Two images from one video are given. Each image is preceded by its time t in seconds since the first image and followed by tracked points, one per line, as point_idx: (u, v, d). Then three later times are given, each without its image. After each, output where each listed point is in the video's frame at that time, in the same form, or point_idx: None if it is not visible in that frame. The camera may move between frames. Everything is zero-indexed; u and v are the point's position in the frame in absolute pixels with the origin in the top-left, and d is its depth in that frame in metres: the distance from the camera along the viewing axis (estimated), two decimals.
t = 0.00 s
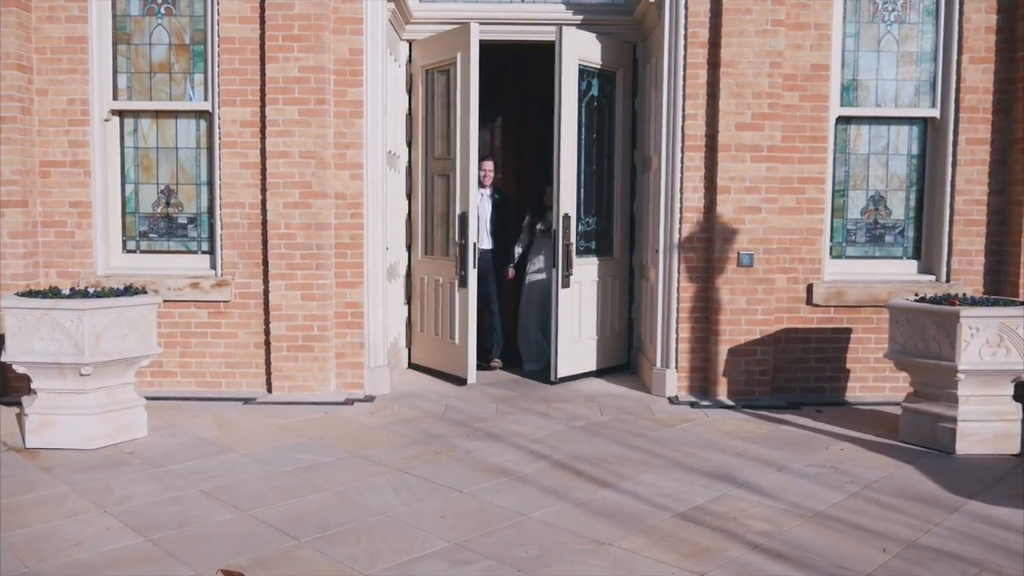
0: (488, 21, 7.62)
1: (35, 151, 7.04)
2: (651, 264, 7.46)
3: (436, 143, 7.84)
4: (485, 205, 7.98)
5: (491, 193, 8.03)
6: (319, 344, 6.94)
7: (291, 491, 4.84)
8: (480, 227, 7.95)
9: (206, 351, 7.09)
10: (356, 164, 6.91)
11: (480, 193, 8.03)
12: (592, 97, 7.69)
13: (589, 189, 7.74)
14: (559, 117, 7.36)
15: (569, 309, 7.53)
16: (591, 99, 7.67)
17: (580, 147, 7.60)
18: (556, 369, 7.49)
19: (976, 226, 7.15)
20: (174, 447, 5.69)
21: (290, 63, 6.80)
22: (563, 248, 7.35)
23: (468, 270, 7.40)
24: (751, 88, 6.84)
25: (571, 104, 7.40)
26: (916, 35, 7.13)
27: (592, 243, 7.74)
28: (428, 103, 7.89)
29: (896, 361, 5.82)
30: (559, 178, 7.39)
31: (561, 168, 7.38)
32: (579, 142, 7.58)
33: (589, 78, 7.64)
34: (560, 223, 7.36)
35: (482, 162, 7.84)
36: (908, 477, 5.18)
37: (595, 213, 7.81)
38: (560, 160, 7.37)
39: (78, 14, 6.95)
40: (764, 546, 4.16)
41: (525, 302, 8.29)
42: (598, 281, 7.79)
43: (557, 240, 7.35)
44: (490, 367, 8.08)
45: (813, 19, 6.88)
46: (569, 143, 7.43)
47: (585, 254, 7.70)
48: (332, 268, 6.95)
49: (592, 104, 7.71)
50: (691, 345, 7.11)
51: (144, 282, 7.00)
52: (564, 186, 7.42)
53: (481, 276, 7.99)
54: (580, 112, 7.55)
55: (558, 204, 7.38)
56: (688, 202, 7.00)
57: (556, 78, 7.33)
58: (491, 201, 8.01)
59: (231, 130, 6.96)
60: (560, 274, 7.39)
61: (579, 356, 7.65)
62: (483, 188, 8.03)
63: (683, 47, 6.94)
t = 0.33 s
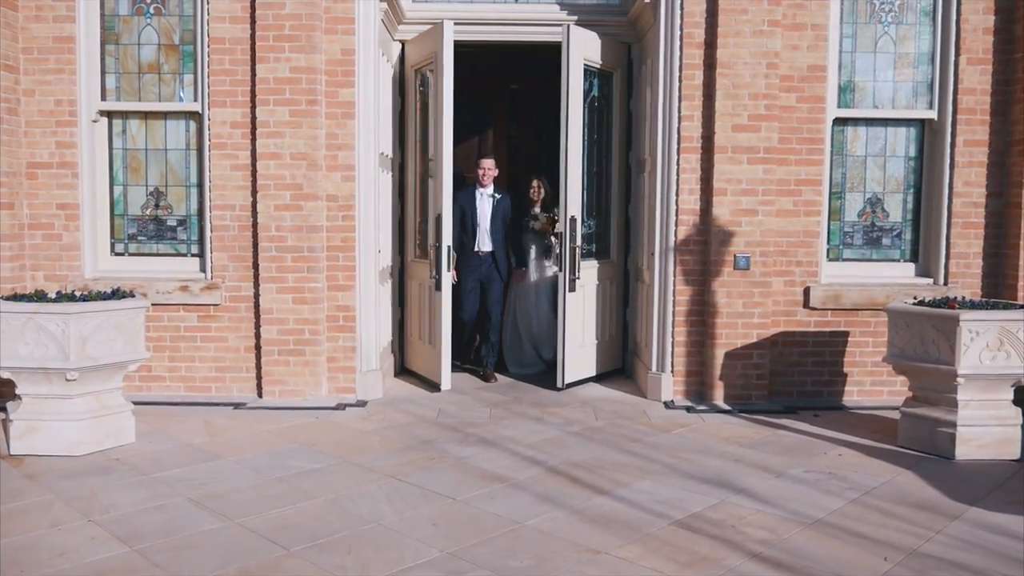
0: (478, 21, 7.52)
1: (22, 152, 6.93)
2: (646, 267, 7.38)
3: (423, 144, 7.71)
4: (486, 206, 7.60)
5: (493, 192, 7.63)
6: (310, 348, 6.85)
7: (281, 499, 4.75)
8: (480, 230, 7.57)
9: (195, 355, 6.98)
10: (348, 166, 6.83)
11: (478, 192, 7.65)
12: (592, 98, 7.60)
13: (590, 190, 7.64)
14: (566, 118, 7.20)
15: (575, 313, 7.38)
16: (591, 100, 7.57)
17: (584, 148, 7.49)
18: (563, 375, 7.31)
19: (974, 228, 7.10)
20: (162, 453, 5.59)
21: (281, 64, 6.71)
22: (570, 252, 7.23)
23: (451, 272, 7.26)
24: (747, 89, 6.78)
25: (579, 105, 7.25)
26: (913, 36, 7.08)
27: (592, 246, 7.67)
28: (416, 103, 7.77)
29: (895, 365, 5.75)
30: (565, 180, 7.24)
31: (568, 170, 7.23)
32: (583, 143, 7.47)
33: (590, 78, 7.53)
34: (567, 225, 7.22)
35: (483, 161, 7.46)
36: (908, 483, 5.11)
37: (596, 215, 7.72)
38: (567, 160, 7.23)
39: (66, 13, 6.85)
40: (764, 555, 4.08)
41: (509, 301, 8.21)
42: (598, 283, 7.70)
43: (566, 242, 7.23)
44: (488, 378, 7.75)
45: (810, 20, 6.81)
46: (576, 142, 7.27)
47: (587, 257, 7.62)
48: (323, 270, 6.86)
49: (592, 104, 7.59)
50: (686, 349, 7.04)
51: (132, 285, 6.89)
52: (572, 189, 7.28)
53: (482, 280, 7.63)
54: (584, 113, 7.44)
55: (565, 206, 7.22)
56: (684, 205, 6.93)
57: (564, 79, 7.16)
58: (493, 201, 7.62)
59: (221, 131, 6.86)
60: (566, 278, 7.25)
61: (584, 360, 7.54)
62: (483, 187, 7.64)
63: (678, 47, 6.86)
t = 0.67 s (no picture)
0: (470, 19, 7.41)
1: (9, 151, 6.82)
2: (642, 267, 7.28)
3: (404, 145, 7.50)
4: (480, 207, 7.36)
5: (488, 193, 7.38)
6: (302, 349, 6.74)
7: (271, 504, 4.65)
8: (475, 233, 7.33)
9: (185, 357, 6.88)
10: (340, 165, 6.74)
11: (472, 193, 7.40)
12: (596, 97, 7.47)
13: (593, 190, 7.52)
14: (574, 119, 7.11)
15: (583, 314, 7.26)
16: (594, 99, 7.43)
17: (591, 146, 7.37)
18: (572, 378, 7.20)
19: (974, 229, 7.02)
20: (150, 457, 5.48)
21: (273, 61, 6.61)
22: (578, 253, 7.11)
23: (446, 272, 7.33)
24: (746, 87, 6.70)
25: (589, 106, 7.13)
26: (913, 35, 7.00)
27: (594, 247, 7.57)
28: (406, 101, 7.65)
29: (895, 367, 5.67)
30: (574, 181, 7.13)
31: (579, 171, 7.12)
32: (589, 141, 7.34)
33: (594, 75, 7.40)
34: (576, 225, 7.10)
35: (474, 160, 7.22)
36: (908, 487, 5.03)
37: (597, 215, 7.62)
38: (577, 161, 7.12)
39: (53, 9, 6.73)
40: (763, 562, 3.99)
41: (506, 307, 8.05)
42: (600, 283, 7.58)
43: (577, 243, 7.10)
44: (453, 392, 7.26)
45: (809, 18, 6.73)
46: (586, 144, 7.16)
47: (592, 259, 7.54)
48: (316, 270, 6.77)
49: (596, 103, 7.47)
50: (683, 350, 6.95)
51: (121, 285, 6.78)
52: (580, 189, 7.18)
53: (478, 284, 7.35)
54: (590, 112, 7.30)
55: (575, 206, 7.10)
56: (681, 205, 6.84)
57: (574, 79, 7.03)
58: (487, 202, 7.38)
59: (211, 130, 6.76)
60: (575, 278, 7.12)
61: (590, 361, 7.43)
62: (476, 189, 7.38)
63: (675, 45, 6.78)
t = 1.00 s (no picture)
0: (463, 13, 7.31)
1: None
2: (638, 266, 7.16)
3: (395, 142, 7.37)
4: (469, 202, 7.06)
5: (478, 187, 7.09)
6: (292, 347, 6.62)
7: (258, 507, 4.53)
8: (463, 228, 7.03)
9: (173, 355, 6.75)
10: (332, 160, 6.62)
11: (461, 187, 7.11)
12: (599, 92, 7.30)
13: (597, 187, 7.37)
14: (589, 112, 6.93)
15: (595, 313, 7.12)
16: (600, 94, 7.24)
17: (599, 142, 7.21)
18: (584, 379, 7.01)
19: (973, 230, 6.95)
20: (136, 457, 5.36)
21: (264, 53, 6.48)
22: (588, 251, 6.96)
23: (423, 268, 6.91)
24: (745, 85, 6.60)
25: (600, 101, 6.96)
26: (913, 34, 6.92)
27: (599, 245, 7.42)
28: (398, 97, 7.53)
29: (894, 370, 5.57)
30: (587, 178, 6.96)
31: (592, 166, 6.95)
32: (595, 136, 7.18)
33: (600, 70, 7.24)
34: (588, 223, 6.95)
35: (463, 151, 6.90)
36: (908, 491, 4.93)
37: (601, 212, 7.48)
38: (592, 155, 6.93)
39: None
40: (763, 570, 3.90)
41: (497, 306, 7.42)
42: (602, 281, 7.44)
43: (589, 241, 6.96)
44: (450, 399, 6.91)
45: (809, 15, 6.64)
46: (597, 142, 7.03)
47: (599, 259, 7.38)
48: (307, 267, 6.64)
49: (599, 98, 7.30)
50: (679, 351, 6.86)
51: (107, 281, 6.65)
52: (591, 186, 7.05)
53: (460, 284, 7.04)
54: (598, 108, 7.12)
55: (587, 203, 6.94)
56: (678, 203, 6.75)
57: (587, 74, 6.87)
58: (477, 197, 7.08)
59: (201, 123, 6.62)
60: (585, 276, 6.97)
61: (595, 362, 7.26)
62: (465, 183, 7.10)
63: (674, 41, 6.69)
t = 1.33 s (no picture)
0: (454, 5, 7.17)
1: None
2: (632, 264, 7.04)
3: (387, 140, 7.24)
4: (452, 205, 6.34)
5: (462, 191, 6.38)
6: (279, 346, 6.48)
7: (244, 511, 4.40)
8: (444, 233, 6.31)
9: (156, 353, 6.60)
10: (320, 155, 6.47)
11: (444, 188, 6.39)
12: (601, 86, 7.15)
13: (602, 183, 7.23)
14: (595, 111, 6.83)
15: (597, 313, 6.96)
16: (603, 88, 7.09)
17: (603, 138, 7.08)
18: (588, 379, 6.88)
19: (970, 228, 6.88)
20: (118, 459, 5.22)
21: (251, 44, 6.32)
22: (593, 249, 6.81)
23: (388, 268, 6.21)
24: (741, 80, 6.50)
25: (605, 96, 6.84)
26: (911, 30, 6.83)
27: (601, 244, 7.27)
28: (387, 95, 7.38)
29: (892, 370, 5.47)
30: (594, 174, 6.80)
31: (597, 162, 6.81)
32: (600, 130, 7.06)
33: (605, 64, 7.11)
34: (592, 219, 6.81)
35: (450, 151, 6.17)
36: (908, 495, 4.83)
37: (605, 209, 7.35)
38: (598, 153, 6.80)
39: None
40: None
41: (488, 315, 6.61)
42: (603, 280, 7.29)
43: (593, 240, 6.81)
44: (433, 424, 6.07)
45: (806, 10, 6.54)
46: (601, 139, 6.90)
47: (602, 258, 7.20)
48: (294, 264, 6.50)
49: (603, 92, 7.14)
50: (673, 351, 6.76)
51: (88, 278, 6.49)
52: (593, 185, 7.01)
53: (438, 296, 6.31)
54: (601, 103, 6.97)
55: (592, 199, 6.80)
56: (673, 200, 6.64)
57: (594, 66, 6.76)
58: (461, 202, 6.36)
59: (186, 115, 6.46)
60: (591, 274, 6.82)
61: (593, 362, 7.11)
62: (449, 183, 6.38)
63: (669, 35, 6.57)
